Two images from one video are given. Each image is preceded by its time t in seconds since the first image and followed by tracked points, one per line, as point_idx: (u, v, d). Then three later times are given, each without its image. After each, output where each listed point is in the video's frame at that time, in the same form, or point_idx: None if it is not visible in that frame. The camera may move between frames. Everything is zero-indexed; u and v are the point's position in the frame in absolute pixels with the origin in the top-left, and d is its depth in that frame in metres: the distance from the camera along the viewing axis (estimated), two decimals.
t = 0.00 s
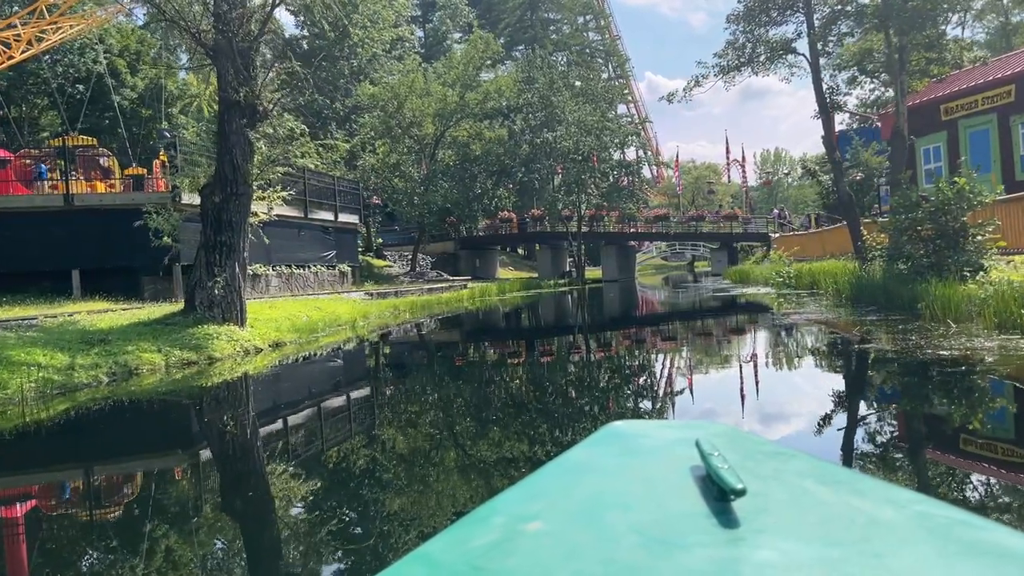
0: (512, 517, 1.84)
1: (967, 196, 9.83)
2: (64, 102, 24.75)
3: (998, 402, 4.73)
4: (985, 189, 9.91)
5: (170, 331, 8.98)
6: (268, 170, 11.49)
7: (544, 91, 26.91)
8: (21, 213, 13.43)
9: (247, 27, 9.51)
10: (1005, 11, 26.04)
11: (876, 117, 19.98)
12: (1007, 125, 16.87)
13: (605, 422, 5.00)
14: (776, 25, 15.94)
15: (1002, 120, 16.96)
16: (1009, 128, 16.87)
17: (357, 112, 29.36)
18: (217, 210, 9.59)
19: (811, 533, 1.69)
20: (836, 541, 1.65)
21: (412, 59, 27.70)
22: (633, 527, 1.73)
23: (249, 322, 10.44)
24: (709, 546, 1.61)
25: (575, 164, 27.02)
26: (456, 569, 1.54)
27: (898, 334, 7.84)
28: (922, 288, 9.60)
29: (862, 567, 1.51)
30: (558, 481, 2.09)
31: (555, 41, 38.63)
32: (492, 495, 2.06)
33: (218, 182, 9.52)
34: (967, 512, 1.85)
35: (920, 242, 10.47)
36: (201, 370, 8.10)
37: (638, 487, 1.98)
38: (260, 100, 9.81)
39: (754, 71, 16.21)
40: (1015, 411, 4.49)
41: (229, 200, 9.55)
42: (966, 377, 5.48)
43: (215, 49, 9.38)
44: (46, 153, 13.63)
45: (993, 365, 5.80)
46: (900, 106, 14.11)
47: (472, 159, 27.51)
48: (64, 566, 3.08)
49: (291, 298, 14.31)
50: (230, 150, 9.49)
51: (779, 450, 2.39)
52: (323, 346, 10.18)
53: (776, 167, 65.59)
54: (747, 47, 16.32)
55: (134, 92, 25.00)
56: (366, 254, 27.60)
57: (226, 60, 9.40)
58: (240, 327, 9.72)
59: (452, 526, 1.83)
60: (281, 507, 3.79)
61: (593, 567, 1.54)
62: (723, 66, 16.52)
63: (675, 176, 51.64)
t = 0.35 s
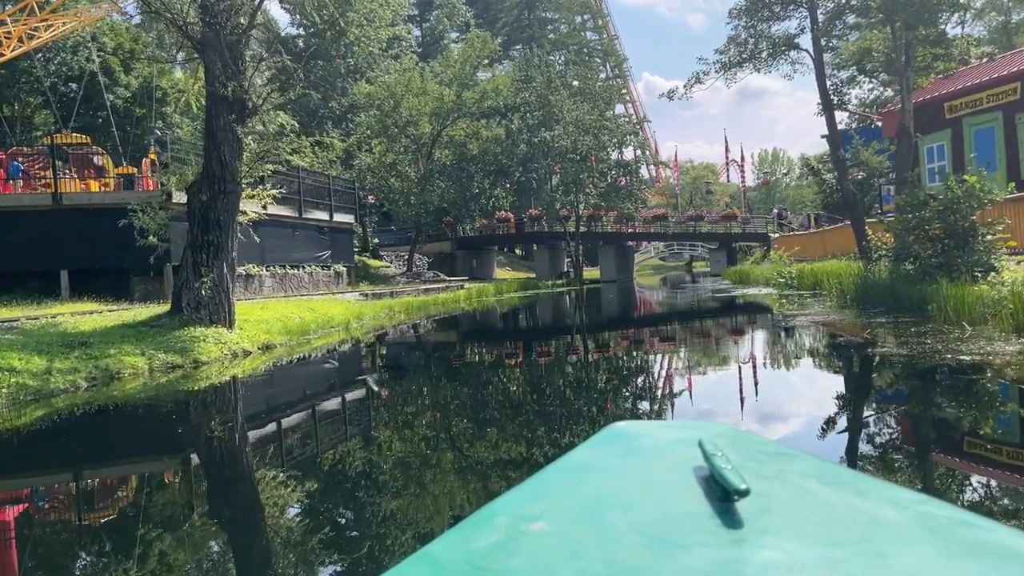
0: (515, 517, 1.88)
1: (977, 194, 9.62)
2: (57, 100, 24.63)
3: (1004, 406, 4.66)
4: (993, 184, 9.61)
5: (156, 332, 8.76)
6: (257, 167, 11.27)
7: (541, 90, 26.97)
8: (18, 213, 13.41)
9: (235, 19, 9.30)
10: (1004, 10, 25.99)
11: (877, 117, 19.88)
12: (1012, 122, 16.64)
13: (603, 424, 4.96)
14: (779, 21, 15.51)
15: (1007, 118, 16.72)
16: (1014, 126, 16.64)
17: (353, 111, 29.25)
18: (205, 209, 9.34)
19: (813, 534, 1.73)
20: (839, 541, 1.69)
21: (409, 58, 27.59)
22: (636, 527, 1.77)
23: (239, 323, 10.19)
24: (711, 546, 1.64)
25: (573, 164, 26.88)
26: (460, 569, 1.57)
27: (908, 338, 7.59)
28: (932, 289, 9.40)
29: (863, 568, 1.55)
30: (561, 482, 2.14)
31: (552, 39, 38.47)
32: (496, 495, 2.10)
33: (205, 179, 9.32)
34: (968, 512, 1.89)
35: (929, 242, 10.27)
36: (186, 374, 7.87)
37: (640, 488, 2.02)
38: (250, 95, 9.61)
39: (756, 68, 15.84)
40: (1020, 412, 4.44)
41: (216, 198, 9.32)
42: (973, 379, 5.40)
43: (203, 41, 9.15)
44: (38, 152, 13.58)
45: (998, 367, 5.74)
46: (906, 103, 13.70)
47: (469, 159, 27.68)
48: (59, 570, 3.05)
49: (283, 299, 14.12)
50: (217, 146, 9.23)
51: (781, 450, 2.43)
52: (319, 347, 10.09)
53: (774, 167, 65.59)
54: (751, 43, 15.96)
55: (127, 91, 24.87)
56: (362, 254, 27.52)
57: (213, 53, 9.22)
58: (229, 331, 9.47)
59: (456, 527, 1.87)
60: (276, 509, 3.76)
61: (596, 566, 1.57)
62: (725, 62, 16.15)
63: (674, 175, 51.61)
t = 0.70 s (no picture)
0: (513, 518, 1.89)
1: (987, 194, 9.51)
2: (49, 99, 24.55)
3: (1007, 408, 4.60)
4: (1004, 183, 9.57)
5: (138, 336, 8.64)
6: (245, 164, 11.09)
7: (539, 90, 26.85)
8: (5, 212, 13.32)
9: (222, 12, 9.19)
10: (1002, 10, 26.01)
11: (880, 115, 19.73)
12: (1018, 120, 16.36)
13: (601, 426, 4.93)
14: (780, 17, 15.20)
15: (1012, 115, 16.44)
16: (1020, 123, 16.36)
17: (349, 110, 29.21)
18: (191, 207, 9.21)
19: (812, 534, 1.74)
20: (837, 541, 1.70)
21: (405, 57, 27.54)
22: (633, 528, 1.78)
23: (227, 326, 10.04)
24: (708, 547, 1.65)
25: (570, 164, 26.81)
26: (458, 570, 1.58)
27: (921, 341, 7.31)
28: (944, 289, 9.21)
29: (861, 568, 1.56)
30: (559, 482, 2.15)
31: (550, 39, 38.43)
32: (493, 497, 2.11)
33: (192, 176, 9.19)
34: (966, 513, 1.90)
35: (937, 241, 10.13)
36: (168, 379, 7.67)
37: (638, 489, 2.03)
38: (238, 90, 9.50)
39: (757, 64, 15.50)
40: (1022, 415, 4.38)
41: (202, 196, 9.19)
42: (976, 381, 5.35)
43: (189, 35, 9.08)
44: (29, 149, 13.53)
45: (1003, 369, 5.69)
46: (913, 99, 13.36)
47: (466, 159, 27.50)
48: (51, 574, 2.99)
49: (275, 301, 13.96)
50: (204, 143, 9.10)
51: (780, 450, 2.44)
52: (312, 349, 10.01)
53: (772, 168, 65.71)
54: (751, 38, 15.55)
55: (120, 90, 24.79)
56: (357, 255, 27.48)
57: (200, 46, 9.11)
58: (214, 333, 9.34)
59: (454, 527, 1.88)
60: (271, 512, 3.73)
61: (593, 566, 1.58)
62: (726, 58, 15.80)
63: (673, 177, 51.65)
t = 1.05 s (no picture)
0: (512, 519, 1.87)
1: (998, 193, 9.36)
2: (41, 98, 24.44)
3: (1009, 409, 4.55)
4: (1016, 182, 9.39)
5: (120, 339, 8.40)
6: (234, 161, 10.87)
7: (536, 89, 26.83)
8: None
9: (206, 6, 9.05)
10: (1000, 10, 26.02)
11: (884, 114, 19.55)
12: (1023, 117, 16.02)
13: (598, 427, 4.89)
14: (782, 13, 14.91)
15: (1017, 113, 16.10)
16: None
17: (345, 110, 29.14)
18: (176, 206, 9.03)
19: (813, 535, 1.71)
20: (837, 542, 1.67)
21: (401, 56, 27.48)
22: (633, 529, 1.76)
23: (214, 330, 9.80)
24: (709, 548, 1.63)
25: (566, 164, 27.03)
26: (456, 571, 1.55)
27: (939, 344, 7.03)
28: (955, 291, 9.03)
29: (862, 569, 1.53)
30: (558, 483, 2.12)
31: (548, 39, 38.39)
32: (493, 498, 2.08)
33: (177, 174, 8.99)
34: (967, 515, 1.87)
35: (946, 240, 10.01)
36: (150, 385, 7.39)
37: (637, 489, 2.00)
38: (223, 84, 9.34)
39: (759, 60, 15.17)
40: None
41: (187, 194, 8.98)
42: (976, 380, 5.32)
43: (172, 28, 8.90)
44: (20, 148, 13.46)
45: (1004, 368, 5.64)
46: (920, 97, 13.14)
47: (463, 159, 27.04)
48: None
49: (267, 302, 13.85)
50: (189, 139, 8.90)
51: (780, 451, 2.40)
52: (307, 351, 9.93)
53: (769, 169, 65.79)
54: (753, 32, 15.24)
55: (113, 89, 24.67)
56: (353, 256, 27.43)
57: (185, 40, 8.92)
58: (202, 336, 9.08)
59: (453, 529, 1.85)
60: (267, 514, 3.69)
61: (593, 567, 1.56)
62: (728, 54, 15.42)
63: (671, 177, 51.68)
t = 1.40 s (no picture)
0: (510, 520, 1.84)
1: (1009, 191, 9.25)
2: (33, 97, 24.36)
3: (1010, 411, 4.51)
4: None
5: (100, 343, 8.18)
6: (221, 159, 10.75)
7: (533, 89, 26.85)
8: None
9: None
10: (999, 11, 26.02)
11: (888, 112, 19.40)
12: None
13: (596, 430, 4.85)
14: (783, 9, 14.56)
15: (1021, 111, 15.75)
16: None
17: (340, 110, 29.05)
18: (160, 204, 8.89)
19: (811, 536, 1.68)
20: (836, 543, 1.64)
21: (398, 56, 27.42)
22: (631, 529, 1.72)
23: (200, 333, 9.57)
24: (707, 549, 1.59)
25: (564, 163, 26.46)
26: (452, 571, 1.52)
27: (960, 348, 6.77)
28: (967, 292, 8.78)
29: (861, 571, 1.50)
30: (556, 485, 2.08)
31: (545, 39, 38.31)
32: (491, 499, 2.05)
33: (160, 172, 8.85)
34: (967, 517, 1.83)
35: (954, 239, 9.97)
36: (130, 390, 7.13)
37: (636, 490, 1.97)
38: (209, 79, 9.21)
39: (761, 57, 14.83)
40: None
41: (171, 192, 8.84)
42: (976, 383, 5.27)
43: (157, 19, 8.81)
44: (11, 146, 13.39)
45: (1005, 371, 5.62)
46: (927, 95, 13.07)
47: (459, 158, 27.29)
48: None
49: (260, 303, 13.78)
50: (173, 135, 8.79)
51: (777, 452, 2.37)
52: (301, 352, 9.87)
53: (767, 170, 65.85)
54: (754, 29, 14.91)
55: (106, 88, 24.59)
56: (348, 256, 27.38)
57: (168, 33, 8.82)
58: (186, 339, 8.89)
59: (450, 530, 1.83)
60: (262, 517, 3.69)
61: (590, 568, 1.52)
62: (729, 51, 15.03)
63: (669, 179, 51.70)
